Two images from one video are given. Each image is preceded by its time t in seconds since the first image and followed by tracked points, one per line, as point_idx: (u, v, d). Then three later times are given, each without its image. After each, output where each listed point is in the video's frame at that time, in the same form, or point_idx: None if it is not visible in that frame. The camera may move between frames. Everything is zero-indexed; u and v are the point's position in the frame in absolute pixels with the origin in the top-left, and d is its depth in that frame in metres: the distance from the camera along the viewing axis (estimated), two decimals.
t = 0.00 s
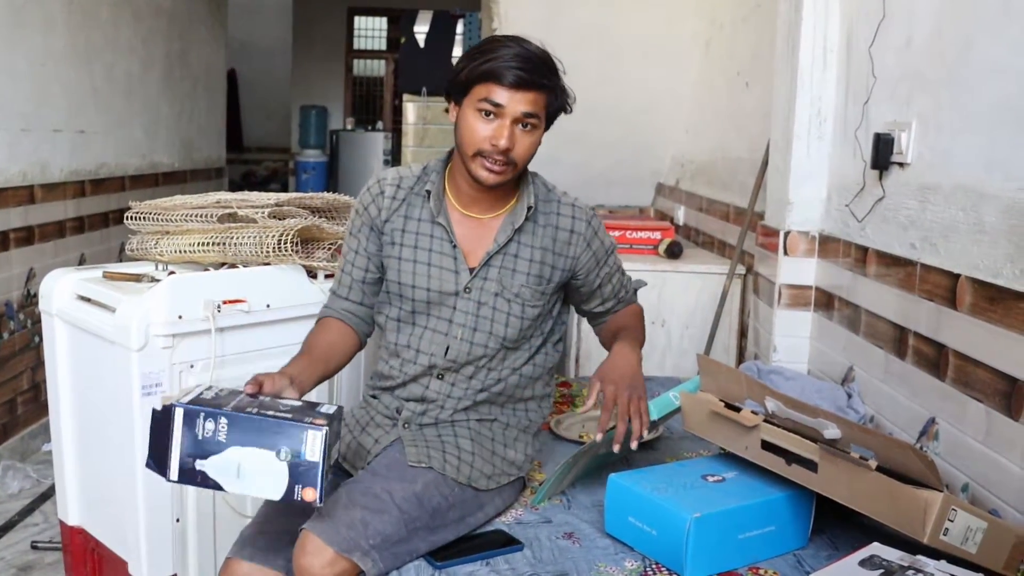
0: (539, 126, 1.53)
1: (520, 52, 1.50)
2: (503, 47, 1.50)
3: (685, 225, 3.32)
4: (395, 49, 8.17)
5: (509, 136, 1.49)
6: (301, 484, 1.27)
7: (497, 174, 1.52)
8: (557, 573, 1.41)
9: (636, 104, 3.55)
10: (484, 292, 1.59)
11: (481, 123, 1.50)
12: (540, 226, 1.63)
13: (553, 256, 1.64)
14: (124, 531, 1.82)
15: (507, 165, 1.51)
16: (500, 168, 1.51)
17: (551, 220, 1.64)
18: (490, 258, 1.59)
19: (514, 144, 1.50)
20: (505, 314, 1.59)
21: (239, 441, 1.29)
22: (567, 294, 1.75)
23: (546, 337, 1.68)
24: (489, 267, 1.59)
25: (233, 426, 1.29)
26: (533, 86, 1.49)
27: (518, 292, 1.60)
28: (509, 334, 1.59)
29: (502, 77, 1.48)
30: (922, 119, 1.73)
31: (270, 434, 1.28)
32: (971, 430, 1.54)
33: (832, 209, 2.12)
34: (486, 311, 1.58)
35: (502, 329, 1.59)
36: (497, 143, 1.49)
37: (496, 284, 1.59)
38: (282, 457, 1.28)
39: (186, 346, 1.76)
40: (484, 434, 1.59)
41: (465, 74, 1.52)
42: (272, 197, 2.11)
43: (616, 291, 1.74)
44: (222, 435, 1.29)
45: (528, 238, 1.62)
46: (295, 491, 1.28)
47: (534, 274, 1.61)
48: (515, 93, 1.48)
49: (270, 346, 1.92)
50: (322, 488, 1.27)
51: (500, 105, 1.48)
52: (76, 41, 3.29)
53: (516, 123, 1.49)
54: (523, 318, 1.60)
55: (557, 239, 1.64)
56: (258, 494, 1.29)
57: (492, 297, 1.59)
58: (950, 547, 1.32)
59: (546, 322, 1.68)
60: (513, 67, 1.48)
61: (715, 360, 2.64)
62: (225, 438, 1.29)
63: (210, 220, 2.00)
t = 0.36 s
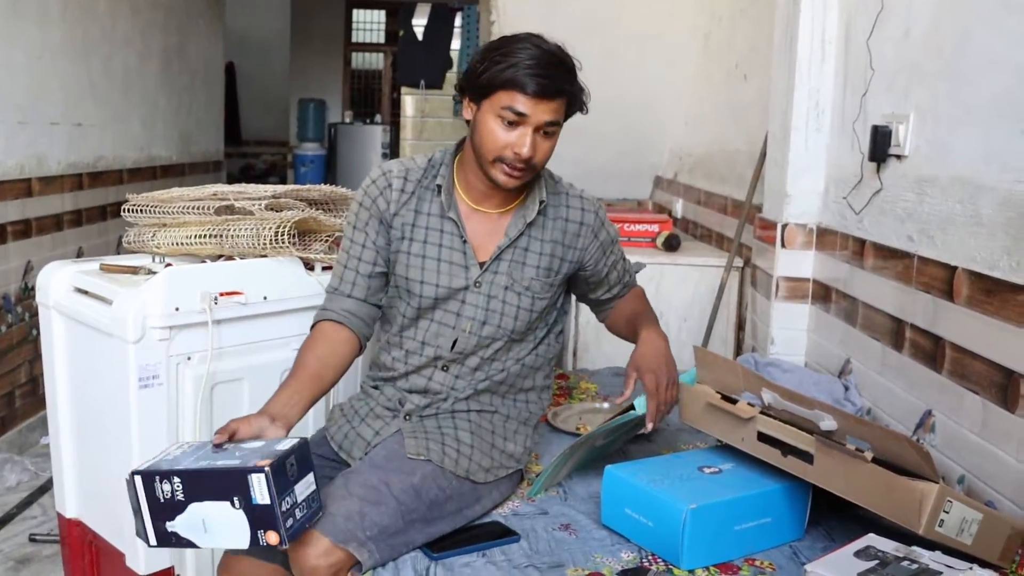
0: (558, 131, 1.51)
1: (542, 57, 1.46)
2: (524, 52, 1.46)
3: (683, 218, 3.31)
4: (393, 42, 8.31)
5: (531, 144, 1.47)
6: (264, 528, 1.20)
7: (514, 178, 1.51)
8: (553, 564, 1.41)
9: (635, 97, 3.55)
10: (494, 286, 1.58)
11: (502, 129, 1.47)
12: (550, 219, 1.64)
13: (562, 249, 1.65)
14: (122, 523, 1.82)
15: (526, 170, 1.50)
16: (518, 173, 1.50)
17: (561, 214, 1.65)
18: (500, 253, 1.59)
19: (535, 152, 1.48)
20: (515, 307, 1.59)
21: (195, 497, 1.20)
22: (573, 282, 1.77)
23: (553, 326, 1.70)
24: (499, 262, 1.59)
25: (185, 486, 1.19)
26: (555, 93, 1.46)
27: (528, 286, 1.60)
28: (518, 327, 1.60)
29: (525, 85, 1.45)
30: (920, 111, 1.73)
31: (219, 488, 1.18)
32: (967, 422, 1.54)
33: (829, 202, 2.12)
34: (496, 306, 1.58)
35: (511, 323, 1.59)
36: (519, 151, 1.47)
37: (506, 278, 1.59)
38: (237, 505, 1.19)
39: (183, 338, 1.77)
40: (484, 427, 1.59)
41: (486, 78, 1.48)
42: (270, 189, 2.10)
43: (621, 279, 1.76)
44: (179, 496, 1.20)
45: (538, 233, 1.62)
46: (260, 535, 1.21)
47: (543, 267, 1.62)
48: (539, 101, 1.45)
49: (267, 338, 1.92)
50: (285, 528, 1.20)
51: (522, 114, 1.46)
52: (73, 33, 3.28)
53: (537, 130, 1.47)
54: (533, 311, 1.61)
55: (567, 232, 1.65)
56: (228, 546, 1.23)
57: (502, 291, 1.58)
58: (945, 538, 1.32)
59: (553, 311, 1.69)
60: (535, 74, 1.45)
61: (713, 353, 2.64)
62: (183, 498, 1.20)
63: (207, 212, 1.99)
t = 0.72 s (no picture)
0: (473, 94, 1.49)
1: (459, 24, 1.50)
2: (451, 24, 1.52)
3: (680, 206, 3.31)
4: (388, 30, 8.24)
5: (434, 103, 1.49)
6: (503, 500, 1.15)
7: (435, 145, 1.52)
8: (550, 551, 1.41)
9: (632, 84, 3.54)
10: (490, 273, 1.58)
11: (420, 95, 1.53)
12: (547, 206, 1.63)
13: (557, 237, 1.64)
14: (118, 511, 1.82)
15: (438, 133, 1.50)
16: (433, 137, 1.51)
17: (558, 200, 1.64)
18: (496, 241, 1.58)
19: (438, 110, 1.49)
20: (511, 295, 1.59)
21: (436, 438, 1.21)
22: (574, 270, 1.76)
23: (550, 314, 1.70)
24: (496, 249, 1.58)
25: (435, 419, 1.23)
26: (460, 53, 1.48)
27: (525, 273, 1.59)
28: (514, 315, 1.60)
29: (433, 48, 1.50)
30: (917, 97, 1.72)
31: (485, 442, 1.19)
32: (963, 409, 1.54)
33: (826, 188, 2.11)
34: (491, 293, 1.58)
35: (506, 310, 1.59)
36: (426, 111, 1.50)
37: (502, 266, 1.58)
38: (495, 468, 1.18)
39: (178, 325, 1.76)
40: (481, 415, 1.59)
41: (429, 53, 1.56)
42: (265, 175, 2.10)
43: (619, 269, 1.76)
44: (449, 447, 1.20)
45: (535, 220, 1.61)
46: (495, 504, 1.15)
47: (540, 254, 1.61)
48: (441, 61, 1.48)
49: (264, 325, 1.91)
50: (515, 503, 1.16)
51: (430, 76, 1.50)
52: (66, 20, 3.26)
53: (444, 91, 1.49)
54: (529, 299, 1.60)
55: (564, 219, 1.64)
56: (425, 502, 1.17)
57: (498, 279, 1.58)
58: (942, 525, 1.32)
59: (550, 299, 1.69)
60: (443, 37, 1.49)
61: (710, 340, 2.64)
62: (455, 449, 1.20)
63: (202, 199, 1.99)
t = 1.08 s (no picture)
0: (439, 87, 1.49)
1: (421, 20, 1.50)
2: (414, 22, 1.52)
3: (675, 201, 3.30)
4: (383, 26, 8.15)
5: (402, 99, 1.50)
6: None
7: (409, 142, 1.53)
8: (545, 546, 1.40)
9: (626, 80, 3.54)
10: (475, 264, 1.57)
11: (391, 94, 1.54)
12: (527, 196, 1.61)
13: (540, 226, 1.62)
14: (113, 508, 1.81)
15: (411, 130, 1.51)
16: (406, 134, 1.52)
17: (540, 190, 1.62)
18: (479, 233, 1.57)
19: (408, 107, 1.50)
20: (497, 286, 1.57)
21: None
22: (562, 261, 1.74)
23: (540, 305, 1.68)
24: (479, 240, 1.57)
25: None
26: (425, 48, 1.48)
27: (510, 263, 1.58)
28: (501, 306, 1.58)
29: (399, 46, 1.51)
30: (911, 92, 1.72)
31: None
32: (958, 403, 1.55)
33: (821, 183, 2.11)
34: (476, 285, 1.56)
35: (493, 301, 1.57)
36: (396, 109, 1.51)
37: (486, 257, 1.57)
38: None
39: (173, 321, 1.76)
40: (473, 409, 1.57)
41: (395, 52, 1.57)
42: (258, 172, 2.10)
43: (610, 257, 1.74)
44: None
45: (517, 210, 1.60)
46: None
47: (523, 244, 1.60)
48: (405, 58, 1.49)
49: (257, 321, 1.91)
50: None
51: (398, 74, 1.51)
52: (59, 15, 3.24)
53: (411, 87, 1.50)
54: (515, 289, 1.59)
55: (546, 208, 1.62)
56: None
57: (483, 270, 1.57)
58: (938, 519, 1.32)
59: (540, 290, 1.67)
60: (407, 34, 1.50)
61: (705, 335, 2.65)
62: None
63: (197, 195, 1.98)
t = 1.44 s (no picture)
0: (494, 85, 1.49)
1: (459, 17, 1.46)
2: (444, 17, 1.46)
3: (683, 197, 3.30)
4: (389, 23, 8.14)
5: (467, 101, 1.47)
6: None
7: (461, 142, 1.51)
8: (554, 543, 1.40)
9: (633, 75, 3.53)
10: (463, 248, 1.56)
11: (437, 94, 1.48)
12: (510, 176, 1.60)
13: (523, 203, 1.61)
14: (123, 504, 1.82)
15: (470, 130, 1.50)
16: (461, 134, 1.50)
17: (520, 168, 1.61)
18: (465, 215, 1.57)
19: (473, 109, 1.48)
20: (485, 266, 1.56)
21: None
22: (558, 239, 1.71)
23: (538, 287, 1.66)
24: (465, 223, 1.57)
25: None
26: (481, 48, 1.46)
27: (495, 242, 1.58)
28: (491, 286, 1.57)
29: (447, 45, 1.45)
30: (919, 86, 1.72)
31: None
32: (968, 399, 1.54)
33: (829, 178, 2.10)
34: (465, 268, 1.56)
35: (483, 283, 1.57)
36: (457, 111, 1.48)
37: (474, 239, 1.57)
38: None
39: (181, 318, 1.76)
40: (478, 404, 1.56)
41: (412, 48, 1.49)
42: (266, 169, 2.11)
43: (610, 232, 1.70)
44: None
45: (501, 189, 1.59)
46: None
47: (508, 223, 1.59)
48: (464, 59, 1.45)
49: (265, 318, 1.91)
50: None
51: (451, 74, 1.46)
52: (67, 13, 3.25)
53: (470, 87, 1.47)
54: (504, 269, 1.58)
55: (528, 185, 1.61)
56: None
57: (471, 253, 1.56)
58: (949, 515, 1.32)
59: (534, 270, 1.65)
60: (454, 32, 1.44)
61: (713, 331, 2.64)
62: None
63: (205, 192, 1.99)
